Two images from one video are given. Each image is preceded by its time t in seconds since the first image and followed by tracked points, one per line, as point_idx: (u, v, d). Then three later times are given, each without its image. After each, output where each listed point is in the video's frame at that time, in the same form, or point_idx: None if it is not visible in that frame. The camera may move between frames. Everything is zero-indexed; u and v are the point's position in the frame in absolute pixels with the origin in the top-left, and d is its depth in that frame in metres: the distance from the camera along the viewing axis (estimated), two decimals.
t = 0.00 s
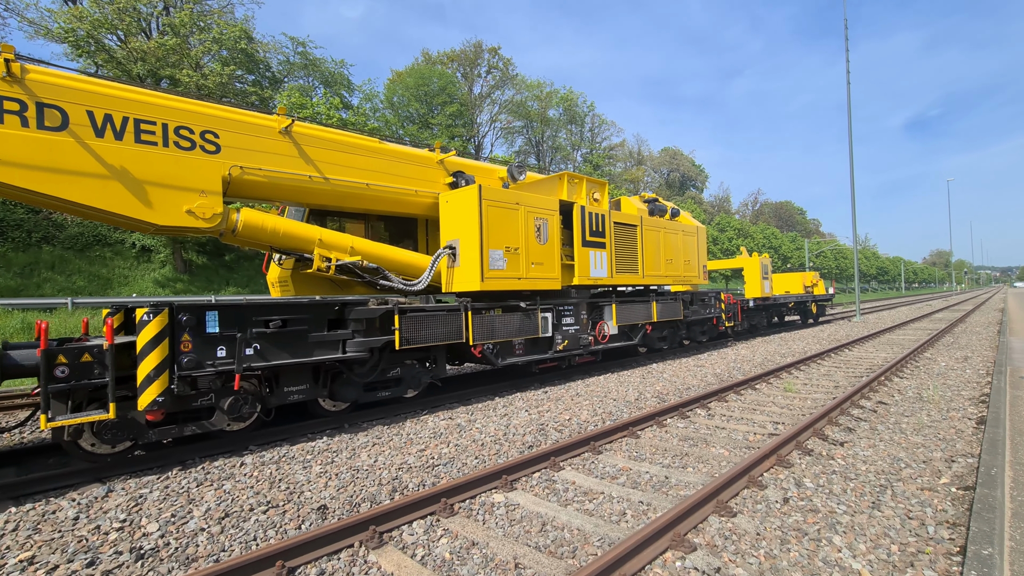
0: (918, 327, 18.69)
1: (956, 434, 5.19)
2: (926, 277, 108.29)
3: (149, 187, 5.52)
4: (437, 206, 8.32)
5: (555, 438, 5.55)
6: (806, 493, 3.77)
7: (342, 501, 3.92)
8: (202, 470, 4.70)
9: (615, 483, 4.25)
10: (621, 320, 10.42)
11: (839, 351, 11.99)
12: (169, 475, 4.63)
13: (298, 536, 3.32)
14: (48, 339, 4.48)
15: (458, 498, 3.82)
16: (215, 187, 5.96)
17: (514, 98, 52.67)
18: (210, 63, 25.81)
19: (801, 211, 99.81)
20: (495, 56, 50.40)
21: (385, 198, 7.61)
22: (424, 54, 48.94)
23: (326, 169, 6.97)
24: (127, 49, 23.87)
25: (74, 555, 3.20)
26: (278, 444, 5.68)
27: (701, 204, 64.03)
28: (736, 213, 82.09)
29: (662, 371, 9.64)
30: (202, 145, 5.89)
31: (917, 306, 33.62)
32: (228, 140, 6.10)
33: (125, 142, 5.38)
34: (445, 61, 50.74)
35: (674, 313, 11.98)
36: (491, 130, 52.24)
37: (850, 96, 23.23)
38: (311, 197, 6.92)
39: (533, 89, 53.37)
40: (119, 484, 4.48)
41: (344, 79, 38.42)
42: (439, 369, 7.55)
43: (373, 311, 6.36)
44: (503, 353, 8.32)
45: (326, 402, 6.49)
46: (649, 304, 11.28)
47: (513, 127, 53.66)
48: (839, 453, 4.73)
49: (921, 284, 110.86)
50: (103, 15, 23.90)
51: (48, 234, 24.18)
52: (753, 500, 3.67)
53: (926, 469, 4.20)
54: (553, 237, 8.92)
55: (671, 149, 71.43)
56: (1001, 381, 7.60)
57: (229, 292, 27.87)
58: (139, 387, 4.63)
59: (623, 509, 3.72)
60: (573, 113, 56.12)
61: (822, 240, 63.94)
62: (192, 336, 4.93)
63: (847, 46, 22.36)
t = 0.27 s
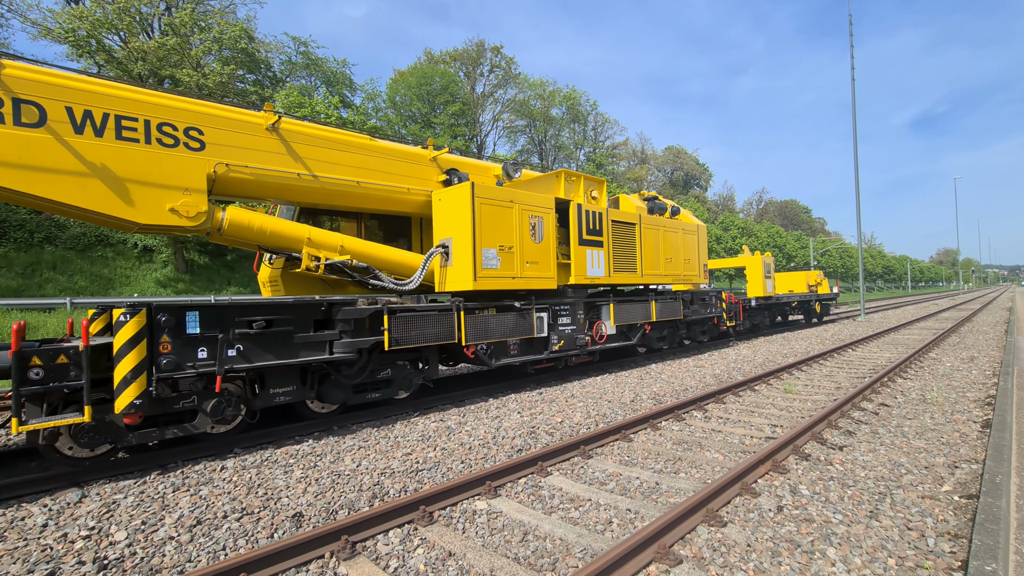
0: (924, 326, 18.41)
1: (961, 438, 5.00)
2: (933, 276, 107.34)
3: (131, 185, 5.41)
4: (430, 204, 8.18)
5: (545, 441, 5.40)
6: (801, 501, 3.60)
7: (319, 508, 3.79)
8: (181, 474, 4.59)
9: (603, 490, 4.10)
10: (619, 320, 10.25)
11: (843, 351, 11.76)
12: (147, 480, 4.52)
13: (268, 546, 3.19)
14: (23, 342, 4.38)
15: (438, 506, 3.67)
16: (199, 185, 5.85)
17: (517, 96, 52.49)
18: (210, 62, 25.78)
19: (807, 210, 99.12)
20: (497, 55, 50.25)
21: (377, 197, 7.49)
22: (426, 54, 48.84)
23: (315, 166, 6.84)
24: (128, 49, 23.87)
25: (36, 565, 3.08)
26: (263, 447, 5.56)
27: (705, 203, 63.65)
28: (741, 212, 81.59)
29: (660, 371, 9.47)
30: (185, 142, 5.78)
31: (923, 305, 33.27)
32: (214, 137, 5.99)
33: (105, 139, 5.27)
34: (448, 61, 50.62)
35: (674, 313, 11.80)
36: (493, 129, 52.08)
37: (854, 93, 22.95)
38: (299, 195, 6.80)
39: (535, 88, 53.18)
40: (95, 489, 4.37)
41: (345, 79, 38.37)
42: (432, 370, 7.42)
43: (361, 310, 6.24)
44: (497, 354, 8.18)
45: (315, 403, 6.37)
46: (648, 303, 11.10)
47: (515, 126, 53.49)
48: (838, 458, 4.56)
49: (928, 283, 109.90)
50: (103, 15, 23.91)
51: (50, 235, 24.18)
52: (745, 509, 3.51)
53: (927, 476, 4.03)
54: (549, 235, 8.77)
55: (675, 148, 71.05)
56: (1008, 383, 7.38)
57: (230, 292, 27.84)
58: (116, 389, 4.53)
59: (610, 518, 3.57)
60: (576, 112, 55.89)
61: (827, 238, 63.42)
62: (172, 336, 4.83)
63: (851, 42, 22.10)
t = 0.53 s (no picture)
0: (930, 329, 18.13)
1: (960, 447, 4.84)
2: (941, 280, 106.34)
3: (113, 181, 5.32)
4: (423, 203, 8.07)
5: (532, 446, 5.28)
6: (790, 513, 3.46)
7: (292, 513, 3.68)
8: (156, 477, 4.49)
9: (586, 498, 3.97)
10: (615, 321, 10.10)
11: (845, 355, 11.56)
12: (122, 482, 4.42)
13: (232, 554, 3.08)
14: None
15: (412, 513, 3.56)
16: (184, 181, 5.76)
17: (521, 97, 52.36)
18: (213, 61, 25.80)
19: (813, 211, 98.45)
20: (502, 55, 50.15)
21: (368, 194, 7.38)
22: (431, 53, 48.80)
23: (304, 163, 6.74)
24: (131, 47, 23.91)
25: None
26: (246, 448, 5.46)
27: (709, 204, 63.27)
28: (746, 213, 81.11)
29: (657, 374, 9.32)
30: (170, 137, 5.69)
31: (929, 307, 32.89)
32: (199, 133, 5.90)
33: (87, 134, 5.18)
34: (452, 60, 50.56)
35: (672, 314, 11.63)
36: (497, 129, 51.96)
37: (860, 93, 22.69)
38: (288, 193, 6.69)
39: (540, 88, 53.03)
40: (68, 491, 4.28)
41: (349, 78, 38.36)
42: (422, 370, 7.30)
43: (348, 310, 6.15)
44: (489, 355, 8.06)
45: (301, 404, 6.27)
46: (646, 304, 10.95)
47: (519, 126, 53.36)
48: (831, 466, 4.41)
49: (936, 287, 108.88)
50: (107, 13, 23.97)
51: (54, 232, 24.23)
52: (731, 521, 3.37)
53: (923, 487, 3.87)
54: (544, 235, 8.64)
55: (680, 148, 70.71)
56: (1013, 389, 7.19)
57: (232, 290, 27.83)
58: (92, 388, 4.44)
59: (590, 528, 3.44)
60: (581, 112, 55.69)
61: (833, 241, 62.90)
62: (150, 335, 4.74)
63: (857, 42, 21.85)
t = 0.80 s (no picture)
0: (938, 330, 17.80)
1: (967, 455, 4.65)
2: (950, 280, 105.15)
3: (96, 178, 5.23)
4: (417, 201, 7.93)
5: (522, 450, 5.13)
6: (784, 525, 3.30)
7: (267, 521, 3.56)
8: (135, 481, 4.38)
9: (574, 506, 3.82)
10: (614, 322, 9.94)
11: (850, 356, 11.33)
12: (100, 486, 4.31)
13: (199, 565, 2.96)
14: None
15: (390, 522, 3.42)
16: (170, 178, 5.66)
17: (526, 95, 52.14)
18: (216, 59, 25.79)
19: (820, 211, 97.60)
20: (506, 53, 49.94)
21: (360, 193, 7.25)
22: (435, 52, 48.68)
23: (294, 161, 6.63)
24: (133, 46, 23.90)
25: None
26: (232, 451, 5.35)
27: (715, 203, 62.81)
28: (753, 212, 80.52)
29: (656, 375, 9.15)
30: (155, 134, 5.59)
31: (938, 308, 32.40)
32: (186, 130, 5.80)
33: (69, 131, 5.09)
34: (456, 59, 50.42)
35: (673, 315, 11.44)
36: (502, 128, 51.78)
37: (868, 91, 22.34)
38: (278, 191, 6.58)
39: (544, 87, 52.79)
40: (43, 495, 4.18)
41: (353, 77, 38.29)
42: (415, 372, 7.18)
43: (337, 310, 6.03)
44: (484, 356, 7.92)
45: (290, 406, 6.15)
46: (646, 304, 10.77)
47: (524, 124, 53.15)
48: (831, 474, 4.24)
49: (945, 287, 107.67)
50: (110, 12, 23.99)
51: (58, 231, 24.28)
52: (721, 534, 3.21)
53: (926, 499, 3.70)
54: (540, 233, 8.49)
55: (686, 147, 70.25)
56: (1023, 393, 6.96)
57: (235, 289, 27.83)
58: (69, 390, 4.34)
59: (574, 540, 3.30)
60: (585, 111, 55.40)
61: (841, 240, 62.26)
62: (130, 336, 4.64)
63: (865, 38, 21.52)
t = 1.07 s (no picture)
0: (951, 331, 17.40)
1: (981, 462, 4.43)
2: (964, 280, 103.49)
3: (82, 175, 5.14)
4: (414, 199, 7.80)
5: (516, 454, 4.97)
6: (786, 537, 3.11)
7: (245, 528, 3.43)
8: (117, 484, 4.27)
9: (565, 514, 3.65)
10: (617, 322, 9.75)
11: (860, 357, 11.04)
12: (81, 489, 4.21)
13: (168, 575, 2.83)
14: None
15: (371, 530, 3.28)
16: (159, 175, 5.56)
17: (532, 95, 51.95)
18: (221, 61, 25.87)
19: (831, 210, 96.49)
20: (512, 53, 49.81)
21: (355, 190, 7.13)
22: (441, 53, 48.64)
23: (287, 158, 6.52)
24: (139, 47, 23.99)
25: None
26: (221, 453, 5.23)
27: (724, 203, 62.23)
28: (762, 212, 79.79)
29: (659, 376, 8.95)
30: (144, 130, 5.50)
31: (952, 308, 31.79)
32: (175, 126, 5.70)
33: (55, 127, 5.01)
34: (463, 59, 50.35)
35: (677, 315, 11.23)
36: (508, 128, 51.61)
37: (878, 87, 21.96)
38: (270, 188, 6.47)
39: (550, 86, 52.59)
40: (23, 498, 4.08)
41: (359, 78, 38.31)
42: (411, 372, 7.03)
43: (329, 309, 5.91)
44: (482, 356, 7.77)
45: (282, 408, 6.03)
46: (650, 304, 10.56)
47: (530, 124, 52.96)
48: (837, 481, 4.04)
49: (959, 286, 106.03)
50: (117, 14, 24.12)
51: (66, 232, 24.37)
52: (718, 546, 3.03)
53: (938, 509, 3.49)
54: (540, 232, 8.33)
55: (694, 147, 69.71)
56: None
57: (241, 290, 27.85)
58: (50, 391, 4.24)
59: (563, 550, 3.13)
60: (592, 110, 55.12)
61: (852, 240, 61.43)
62: (114, 336, 4.54)
63: (874, 35, 21.18)
